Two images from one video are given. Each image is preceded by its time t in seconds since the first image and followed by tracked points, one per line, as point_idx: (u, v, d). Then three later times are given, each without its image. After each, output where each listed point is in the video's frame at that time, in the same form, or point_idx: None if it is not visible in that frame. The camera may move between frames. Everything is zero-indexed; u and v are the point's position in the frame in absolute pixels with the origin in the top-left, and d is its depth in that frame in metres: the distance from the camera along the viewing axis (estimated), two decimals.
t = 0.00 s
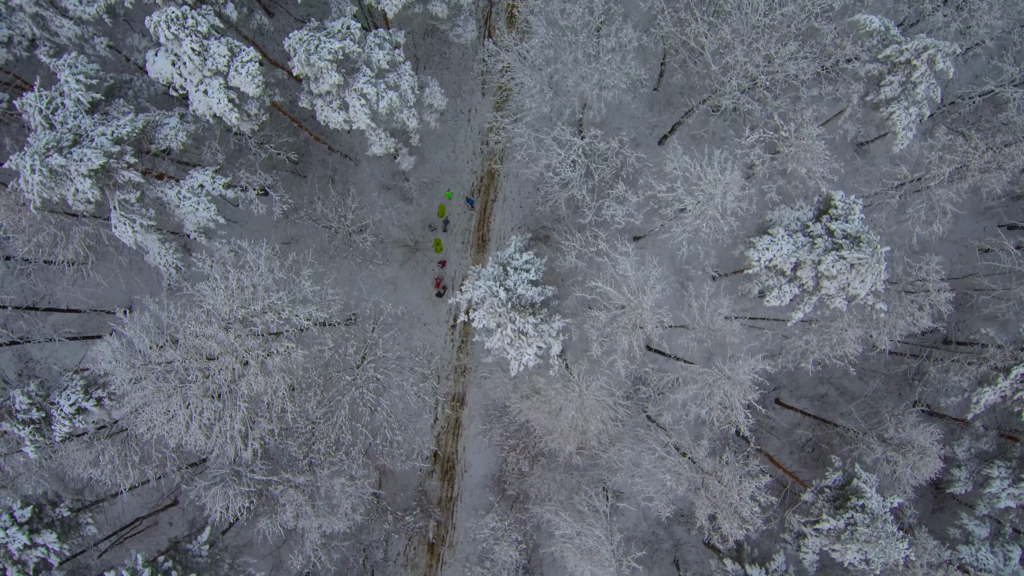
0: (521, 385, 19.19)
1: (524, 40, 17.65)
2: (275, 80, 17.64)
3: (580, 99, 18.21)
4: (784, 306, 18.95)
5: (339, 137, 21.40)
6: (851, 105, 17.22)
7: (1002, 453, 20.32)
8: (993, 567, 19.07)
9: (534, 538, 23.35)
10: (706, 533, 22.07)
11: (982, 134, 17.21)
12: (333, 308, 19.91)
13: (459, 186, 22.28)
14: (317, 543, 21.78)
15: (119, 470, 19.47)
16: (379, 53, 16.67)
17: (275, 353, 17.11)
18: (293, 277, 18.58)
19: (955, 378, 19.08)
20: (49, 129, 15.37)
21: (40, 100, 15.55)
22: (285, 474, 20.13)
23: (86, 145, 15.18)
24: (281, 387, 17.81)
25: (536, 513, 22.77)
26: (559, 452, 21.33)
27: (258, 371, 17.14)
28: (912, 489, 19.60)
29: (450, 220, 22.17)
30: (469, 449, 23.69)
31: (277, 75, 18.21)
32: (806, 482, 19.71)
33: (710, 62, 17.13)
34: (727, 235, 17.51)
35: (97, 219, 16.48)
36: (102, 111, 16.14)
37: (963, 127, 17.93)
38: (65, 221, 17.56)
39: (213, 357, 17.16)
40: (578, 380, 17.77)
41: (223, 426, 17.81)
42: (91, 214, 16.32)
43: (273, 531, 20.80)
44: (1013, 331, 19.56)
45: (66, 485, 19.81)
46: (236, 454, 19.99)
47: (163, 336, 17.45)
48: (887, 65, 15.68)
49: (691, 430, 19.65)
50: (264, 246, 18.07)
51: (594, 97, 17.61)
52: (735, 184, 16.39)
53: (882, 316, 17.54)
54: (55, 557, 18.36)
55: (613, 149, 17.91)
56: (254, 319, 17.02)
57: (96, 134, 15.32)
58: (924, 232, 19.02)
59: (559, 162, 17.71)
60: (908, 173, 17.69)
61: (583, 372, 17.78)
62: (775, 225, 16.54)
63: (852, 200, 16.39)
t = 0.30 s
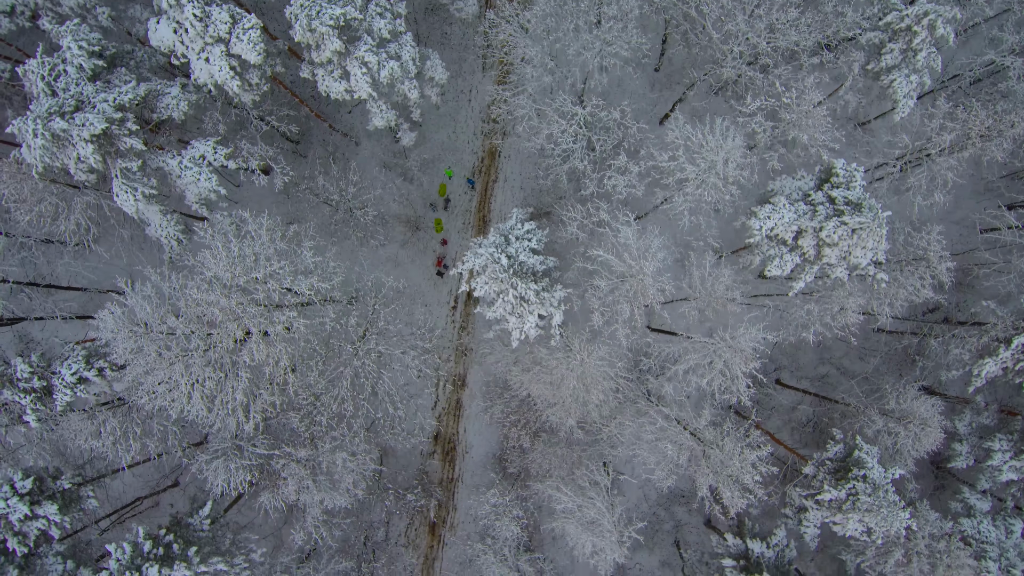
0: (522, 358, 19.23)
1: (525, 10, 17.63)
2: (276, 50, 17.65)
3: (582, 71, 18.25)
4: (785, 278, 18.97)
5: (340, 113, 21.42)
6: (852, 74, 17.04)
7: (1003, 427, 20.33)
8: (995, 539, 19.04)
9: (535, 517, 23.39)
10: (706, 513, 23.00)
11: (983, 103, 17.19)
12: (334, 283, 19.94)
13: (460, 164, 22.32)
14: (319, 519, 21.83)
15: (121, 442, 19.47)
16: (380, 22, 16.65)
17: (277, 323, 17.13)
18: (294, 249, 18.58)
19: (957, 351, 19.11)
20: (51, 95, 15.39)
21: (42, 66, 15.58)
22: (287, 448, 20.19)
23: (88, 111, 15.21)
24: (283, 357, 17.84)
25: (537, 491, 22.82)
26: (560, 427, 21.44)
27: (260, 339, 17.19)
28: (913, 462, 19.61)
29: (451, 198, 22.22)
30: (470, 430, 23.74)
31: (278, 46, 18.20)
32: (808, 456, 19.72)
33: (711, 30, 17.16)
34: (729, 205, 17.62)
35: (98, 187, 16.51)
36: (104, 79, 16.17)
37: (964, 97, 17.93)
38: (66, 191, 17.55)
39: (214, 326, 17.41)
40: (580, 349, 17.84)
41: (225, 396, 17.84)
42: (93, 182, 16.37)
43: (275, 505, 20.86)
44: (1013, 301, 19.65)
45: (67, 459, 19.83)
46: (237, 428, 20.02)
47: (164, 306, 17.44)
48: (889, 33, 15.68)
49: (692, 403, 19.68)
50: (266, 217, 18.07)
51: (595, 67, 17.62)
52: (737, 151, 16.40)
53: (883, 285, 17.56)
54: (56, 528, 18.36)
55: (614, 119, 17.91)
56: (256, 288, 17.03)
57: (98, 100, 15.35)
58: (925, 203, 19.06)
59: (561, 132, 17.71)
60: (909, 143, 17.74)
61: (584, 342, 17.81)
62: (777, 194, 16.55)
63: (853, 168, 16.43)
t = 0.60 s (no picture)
0: (523, 329, 19.29)
1: None
2: (278, 20, 17.64)
3: (584, 42, 18.30)
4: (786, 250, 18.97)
5: (342, 92, 21.60)
6: (853, 42, 17.02)
7: (1004, 400, 20.34)
8: (999, 511, 18.91)
9: (535, 494, 23.47)
10: (708, 493, 23.64)
11: (985, 71, 17.21)
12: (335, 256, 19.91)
13: (460, 142, 22.33)
14: (320, 494, 21.91)
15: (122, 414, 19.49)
16: None
17: (277, 291, 17.11)
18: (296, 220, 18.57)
19: (957, 322, 19.15)
20: (53, 60, 15.39)
21: (44, 32, 15.58)
22: (288, 422, 20.22)
23: (90, 76, 15.22)
24: (284, 327, 17.86)
25: (538, 469, 22.89)
26: (560, 402, 21.52)
27: (262, 308, 17.19)
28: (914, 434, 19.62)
29: (452, 175, 22.27)
30: (470, 411, 23.76)
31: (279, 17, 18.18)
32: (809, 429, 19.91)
33: None
34: (729, 175, 17.72)
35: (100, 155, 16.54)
36: (106, 46, 16.18)
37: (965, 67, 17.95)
38: (68, 160, 17.56)
39: (216, 294, 17.40)
40: (581, 318, 17.91)
41: (227, 366, 17.87)
42: (94, 150, 16.21)
43: (276, 480, 20.89)
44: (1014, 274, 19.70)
45: (69, 432, 19.86)
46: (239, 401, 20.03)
47: (166, 275, 17.47)
48: None
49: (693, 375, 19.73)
50: (267, 187, 18.07)
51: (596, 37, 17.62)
52: (738, 118, 16.41)
53: (884, 254, 17.57)
54: (57, 500, 18.41)
55: (616, 89, 17.92)
56: (258, 256, 17.03)
57: (100, 66, 15.36)
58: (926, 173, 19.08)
59: (563, 101, 17.72)
60: (910, 112, 17.76)
61: (585, 312, 17.84)
62: (778, 161, 16.58)
63: (854, 135, 16.44)
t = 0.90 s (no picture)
0: (525, 300, 19.32)
1: None
2: None
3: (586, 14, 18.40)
4: (787, 223, 19.02)
5: (343, 71, 21.59)
6: (855, 10, 17.07)
7: (1005, 373, 20.35)
8: (1002, 482, 18.90)
9: (536, 471, 23.54)
10: (708, 474, 23.86)
11: (987, 40, 17.26)
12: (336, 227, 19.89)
13: (461, 118, 22.33)
14: (322, 470, 21.95)
15: (124, 386, 19.52)
16: None
17: (279, 259, 17.09)
18: (298, 190, 18.58)
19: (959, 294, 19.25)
20: (56, 25, 15.39)
21: None
22: (290, 395, 20.24)
23: (93, 40, 15.22)
24: (286, 296, 17.88)
25: (540, 446, 22.94)
26: (562, 377, 21.59)
27: (264, 276, 17.18)
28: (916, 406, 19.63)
29: (454, 152, 22.31)
30: (471, 392, 23.75)
31: None
32: (809, 404, 20.40)
33: None
34: (730, 145, 17.80)
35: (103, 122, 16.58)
36: (110, 13, 16.21)
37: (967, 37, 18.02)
38: (71, 130, 17.61)
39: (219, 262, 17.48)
40: (582, 286, 17.96)
41: (230, 336, 17.93)
42: (97, 120, 16.58)
43: (278, 454, 20.91)
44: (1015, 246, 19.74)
45: (70, 405, 19.88)
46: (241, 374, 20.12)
47: (168, 244, 17.53)
48: None
49: (695, 347, 19.76)
50: (270, 157, 18.07)
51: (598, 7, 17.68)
52: (741, 85, 16.41)
53: (886, 223, 17.57)
54: (59, 471, 18.37)
55: (618, 58, 17.95)
56: (260, 224, 17.04)
57: (104, 31, 15.36)
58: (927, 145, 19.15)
59: (565, 70, 17.73)
60: (912, 82, 17.82)
61: (586, 281, 17.95)
62: (781, 129, 16.61)
63: (856, 102, 16.44)
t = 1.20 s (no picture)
0: (528, 272, 19.30)
1: None
2: None
3: None
4: (791, 194, 19.01)
5: (345, 49, 21.61)
6: None
7: (1008, 346, 20.34)
8: (1005, 453, 18.90)
9: (538, 448, 23.57)
10: (710, 454, 23.75)
11: (990, 7, 17.29)
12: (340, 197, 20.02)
13: (463, 95, 22.34)
14: (324, 444, 21.99)
15: (127, 357, 19.53)
16: None
17: (282, 226, 17.10)
18: (301, 160, 18.61)
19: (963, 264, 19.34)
20: None
21: None
22: (293, 367, 20.26)
23: (97, 4, 15.23)
24: (289, 264, 17.89)
25: (542, 423, 22.94)
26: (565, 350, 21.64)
27: (268, 243, 17.19)
28: (918, 378, 19.62)
29: (456, 129, 22.32)
30: (473, 371, 23.65)
31: None
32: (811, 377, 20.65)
33: None
34: (733, 113, 17.85)
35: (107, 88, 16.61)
36: None
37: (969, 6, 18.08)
38: (76, 99, 17.67)
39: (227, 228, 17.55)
40: (585, 253, 18.02)
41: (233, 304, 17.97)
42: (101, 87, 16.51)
43: (281, 427, 20.95)
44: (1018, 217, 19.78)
45: (73, 376, 19.92)
46: (244, 347, 20.14)
47: (172, 212, 17.53)
48: None
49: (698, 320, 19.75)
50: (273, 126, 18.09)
51: None
52: (744, 51, 16.41)
53: (889, 191, 17.56)
54: (61, 440, 18.36)
55: (621, 28, 17.99)
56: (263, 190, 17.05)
57: None
58: (930, 116, 19.16)
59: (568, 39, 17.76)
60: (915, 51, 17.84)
61: (591, 247, 17.90)
62: (784, 95, 16.62)
63: (860, 68, 16.43)
